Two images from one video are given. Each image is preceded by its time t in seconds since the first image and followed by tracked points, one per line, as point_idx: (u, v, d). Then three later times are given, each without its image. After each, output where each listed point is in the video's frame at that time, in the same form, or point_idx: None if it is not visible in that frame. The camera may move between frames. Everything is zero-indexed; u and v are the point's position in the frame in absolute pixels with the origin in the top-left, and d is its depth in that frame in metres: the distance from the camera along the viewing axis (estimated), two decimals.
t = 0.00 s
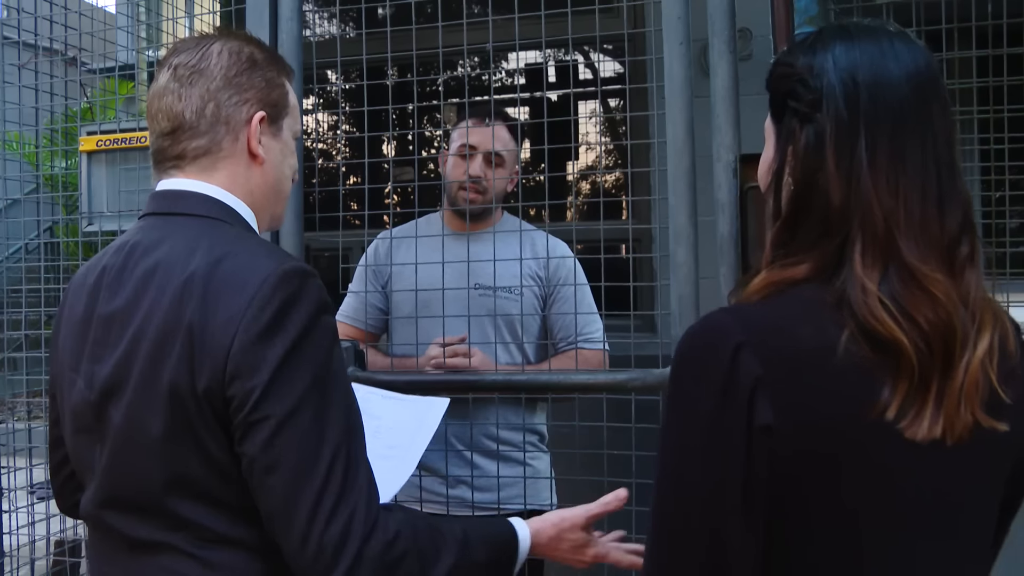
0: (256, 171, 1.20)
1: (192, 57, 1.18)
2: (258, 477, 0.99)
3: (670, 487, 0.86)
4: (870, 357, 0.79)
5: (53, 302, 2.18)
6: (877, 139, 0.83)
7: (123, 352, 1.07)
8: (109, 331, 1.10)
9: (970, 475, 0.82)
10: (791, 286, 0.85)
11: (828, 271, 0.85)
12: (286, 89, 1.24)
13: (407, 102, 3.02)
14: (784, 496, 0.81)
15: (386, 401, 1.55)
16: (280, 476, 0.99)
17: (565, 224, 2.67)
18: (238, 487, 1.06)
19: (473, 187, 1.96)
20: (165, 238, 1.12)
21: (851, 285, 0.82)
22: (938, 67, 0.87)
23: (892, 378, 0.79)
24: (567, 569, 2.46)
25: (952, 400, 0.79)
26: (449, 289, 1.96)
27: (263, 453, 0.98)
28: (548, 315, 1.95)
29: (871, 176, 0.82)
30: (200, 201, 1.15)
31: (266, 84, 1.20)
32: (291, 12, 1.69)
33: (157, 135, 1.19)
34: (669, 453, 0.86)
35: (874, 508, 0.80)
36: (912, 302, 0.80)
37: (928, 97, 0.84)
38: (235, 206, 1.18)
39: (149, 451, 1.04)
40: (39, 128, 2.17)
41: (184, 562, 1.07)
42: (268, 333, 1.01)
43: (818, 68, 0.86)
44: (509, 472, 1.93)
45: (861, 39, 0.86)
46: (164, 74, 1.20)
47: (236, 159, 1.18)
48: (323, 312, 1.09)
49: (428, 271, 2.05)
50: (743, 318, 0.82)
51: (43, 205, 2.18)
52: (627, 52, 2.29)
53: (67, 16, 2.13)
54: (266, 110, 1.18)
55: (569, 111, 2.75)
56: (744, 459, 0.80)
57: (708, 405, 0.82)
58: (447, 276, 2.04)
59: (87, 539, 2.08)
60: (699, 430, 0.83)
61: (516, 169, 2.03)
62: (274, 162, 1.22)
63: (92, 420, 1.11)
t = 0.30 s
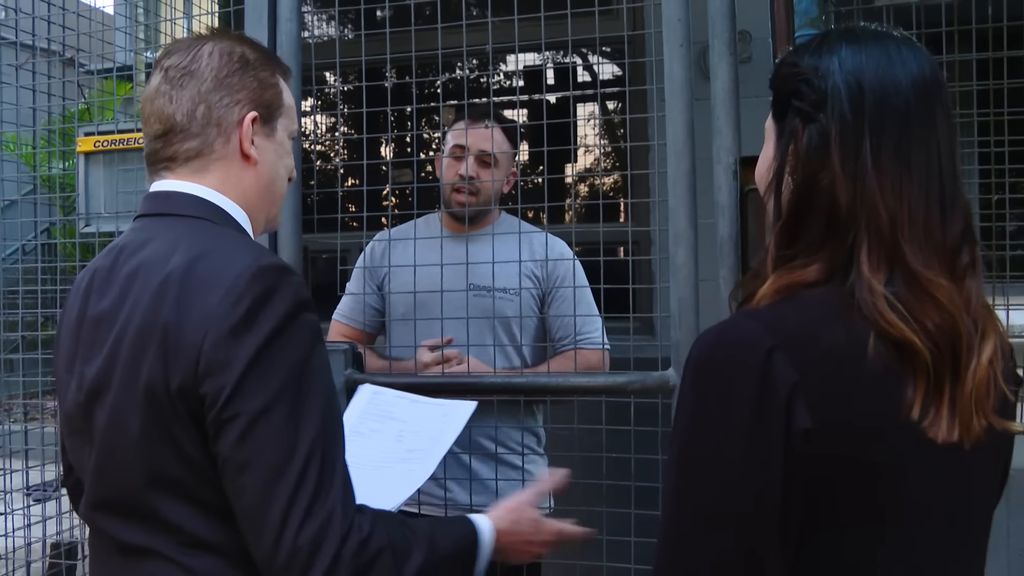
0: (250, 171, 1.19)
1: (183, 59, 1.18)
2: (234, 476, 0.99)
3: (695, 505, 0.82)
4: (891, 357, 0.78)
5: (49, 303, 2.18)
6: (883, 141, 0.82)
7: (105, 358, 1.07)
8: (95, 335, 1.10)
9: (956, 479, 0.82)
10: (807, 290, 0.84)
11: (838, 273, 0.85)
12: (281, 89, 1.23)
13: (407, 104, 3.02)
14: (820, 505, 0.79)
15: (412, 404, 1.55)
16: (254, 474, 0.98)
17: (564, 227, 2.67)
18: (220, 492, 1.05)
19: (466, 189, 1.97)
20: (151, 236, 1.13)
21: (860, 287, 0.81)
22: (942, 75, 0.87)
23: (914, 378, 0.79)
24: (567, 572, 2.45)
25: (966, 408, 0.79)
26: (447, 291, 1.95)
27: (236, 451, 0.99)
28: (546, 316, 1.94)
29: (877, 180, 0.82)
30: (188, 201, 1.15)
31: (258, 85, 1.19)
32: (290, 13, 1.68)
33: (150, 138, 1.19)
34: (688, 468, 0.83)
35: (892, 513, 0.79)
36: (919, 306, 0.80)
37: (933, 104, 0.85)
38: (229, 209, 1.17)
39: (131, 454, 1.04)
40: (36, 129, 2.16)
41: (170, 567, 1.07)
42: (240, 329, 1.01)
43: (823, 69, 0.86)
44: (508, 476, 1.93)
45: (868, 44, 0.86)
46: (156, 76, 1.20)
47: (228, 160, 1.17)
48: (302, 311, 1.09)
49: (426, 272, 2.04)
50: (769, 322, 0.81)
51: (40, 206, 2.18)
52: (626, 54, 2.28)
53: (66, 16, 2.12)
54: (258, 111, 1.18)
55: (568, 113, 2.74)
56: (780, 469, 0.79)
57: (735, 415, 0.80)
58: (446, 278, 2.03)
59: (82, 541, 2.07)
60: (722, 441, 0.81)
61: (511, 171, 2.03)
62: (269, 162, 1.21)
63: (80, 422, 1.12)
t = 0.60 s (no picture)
0: (239, 170, 1.18)
1: (170, 55, 1.17)
2: (224, 481, 1.00)
3: (701, 509, 0.81)
4: (896, 357, 0.78)
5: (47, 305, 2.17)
6: (885, 139, 0.82)
7: (98, 363, 1.07)
8: (88, 339, 1.10)
9: (951, 482, 0.81)
10: (813, 290, 0.83)
11: (842, 274, 0.84)
12: (270, 86, 1.22)
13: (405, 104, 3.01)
14: (829, 506, 0.78)
15: (438, 413, 1.51)
16: (245, 480, 0.99)
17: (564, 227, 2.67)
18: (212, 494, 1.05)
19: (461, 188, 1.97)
20: (143, 239, 1.12)
21: (864, 287, 0.80)
22: (946, 73, 0.87)
23: (920, 377, 0.78)
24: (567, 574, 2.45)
25: (970, 407, 0.79)
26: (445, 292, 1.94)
27: (228, 457, 0.99)
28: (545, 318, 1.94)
29: (879, 179, 0.81)
30: (178, 203, 1.15)
31: (247, 81, 1.18)
32: (287, 13, 1.68)
33: (137, 137, 1.17)
34: (695, 472, 0.82)
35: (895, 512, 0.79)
36: (922, 305, 0.79)
37: (937, 103, 0.84)
38: (218, 208, 1.17)
39: (124, 458, 1.04)
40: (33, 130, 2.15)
41: (163, 570, 1.06)
42: (232, 332, 1.01)
43: (825, 67, 0.85)
44: (507, 477, 1.92)
45: (872, 42, 0.85)
46: (141, 73, 1.18)
47: (217, 159, 1.16)
48: (296, 313, 1.09)
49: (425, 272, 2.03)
50: (778, 323, 0.79)
51: (37, 208, 2.17)
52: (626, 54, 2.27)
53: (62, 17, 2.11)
54: (247, 108, 1.17)
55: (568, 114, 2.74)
56: (789, 471, 0.77)
57: (741, 418, 0.79)
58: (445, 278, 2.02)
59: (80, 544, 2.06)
60: (728, 444, 0.80)
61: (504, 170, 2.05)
62: (258, 160, 1.20)
63: (74, 426, 1.11)
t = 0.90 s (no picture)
0: (239, 171, 1.19)
1: (168, 56, 1.15)
2: (238, 481, 0.99)
3: (711, 509, 0.81)
4: (906, 359, 0.78)
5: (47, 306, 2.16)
6: (895, 140, 0.81)
7: (101, 363, 1.06)
8: (89, 339, 1.09)
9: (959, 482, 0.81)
10: (822, 291, 0.83)
11: (853, 275, 0.84)
12: (265, 85, 1.22)
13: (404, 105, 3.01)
14: (841, 507, 0.77)
15: (423, 421, 1.54)
16: (259, 480, 0.99)
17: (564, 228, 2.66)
18: (217, 494, 1.05)
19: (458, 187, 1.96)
20: (144, 240, 1.11)
21: (874, 288, 0.80)
22: (954, 72, 0.86)
23: (930, 379, 0.78)
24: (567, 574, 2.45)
25: (977, 410, 0.79)
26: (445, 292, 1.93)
27: (241, 457, 0.99)
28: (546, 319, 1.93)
29: (889, 181, 0.81)
30: (177, 203, 1.14)
31: (245, 83, 1.18)
32: (287, 13, 1.68)
33: (135, 139, 1.16)
34: (705, 473, 0.81)
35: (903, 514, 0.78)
36: (931, 307, 0.79)
37: (946, 103, 0.84)
38: (216, 208, 1.17)
39: (127, 460, 1.03)
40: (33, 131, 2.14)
41: (167, 572, 1.06)
42: (245, 333, 1.01)
43: (833, 67, 0.84)
44: (507, 478, 1.91)
45: (880, 41, 0.85)
46: (139, 73, 1.16)
47: (218, 161, 1.16)
48: (302, 313, 1.09)
49: (427, 272, 2.04)
50: (792, 326, 0.79)
51: (36, 209, 2.15)
52: (627, 55, 2.27)
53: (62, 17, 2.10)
54: (247, 110, 1.17)
55: (568, 114, 2.74)
56: (801, 475, 0.76)
57: (754, 421, 0.78)
58: (447, 279, 2.02)
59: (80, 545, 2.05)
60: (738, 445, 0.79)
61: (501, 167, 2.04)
62: (257, 161, 1.21)
63: (73, 427, 1.10)
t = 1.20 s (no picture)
0: (236, 174, 1.19)
1: (166, 60, 1.15)
2: (241, 478, 0.99)
3: (713, 510, 0.80)
4: (914, 363, 0.77)
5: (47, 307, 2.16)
6: (905, 143, 0.81)
7: (100, 363, 1.06)
8: (87, 340, 1.09)
9: (964, 483, 0.80)
10: (832, 295, 0.82)
11: (862, 278, 0.83)
12: (263, 88, 1.22)
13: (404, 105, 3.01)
14: (847, 510, 0.77)
15: (415, 421, 1.54)
16: (262, 476, 0.98)
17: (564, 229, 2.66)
18: (217, 493, 1.05)
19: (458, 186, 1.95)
20: (142, 241, 1.11)
21: (884, 291, 0.80)
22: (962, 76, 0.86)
23: (937, 384, 0.78)
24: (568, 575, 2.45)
25: (984, 414, 0.78)
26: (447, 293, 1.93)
27: (244, 453, 0.98)
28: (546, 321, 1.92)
29: (899, 183, 0.80)
30: (174, 204, 1.14)
31: (243, 85, 1.18)
32: (287, 14, 1.67)
33: (133, 142, 1.16)
34: (707, 474, 0.81)
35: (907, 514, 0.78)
36: (942, 310, 0.79)
37: (954, 105, 0.84)
38: (213, 209, 1.17)
39: (129, 460, 1.03)
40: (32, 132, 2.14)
41: (168, 573, 1.05)
42: (248, 331, 1.01)
43: (842, 70, 0.85)
44: (507, 480, 1.91)
45: (888, 45, 0.85)
46: (135, 77, 1.16)
47: (217, 165, 1.16)
48: (303, 312, 1.09)
49: (427, 273, 2.03)
50: (798, 329, 0.79)
51: (36, 210, 2.15)
52: (627, 55, 2.27)
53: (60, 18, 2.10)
54: (245, 113, 1.17)
55: (568, 115, 2.74)
56: (804, 477, 0.76)
57: (758, 422, 0.78)
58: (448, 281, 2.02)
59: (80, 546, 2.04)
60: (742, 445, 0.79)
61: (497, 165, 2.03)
62: (254, 163, 1.21)
63: (71, 429, 1.10)
